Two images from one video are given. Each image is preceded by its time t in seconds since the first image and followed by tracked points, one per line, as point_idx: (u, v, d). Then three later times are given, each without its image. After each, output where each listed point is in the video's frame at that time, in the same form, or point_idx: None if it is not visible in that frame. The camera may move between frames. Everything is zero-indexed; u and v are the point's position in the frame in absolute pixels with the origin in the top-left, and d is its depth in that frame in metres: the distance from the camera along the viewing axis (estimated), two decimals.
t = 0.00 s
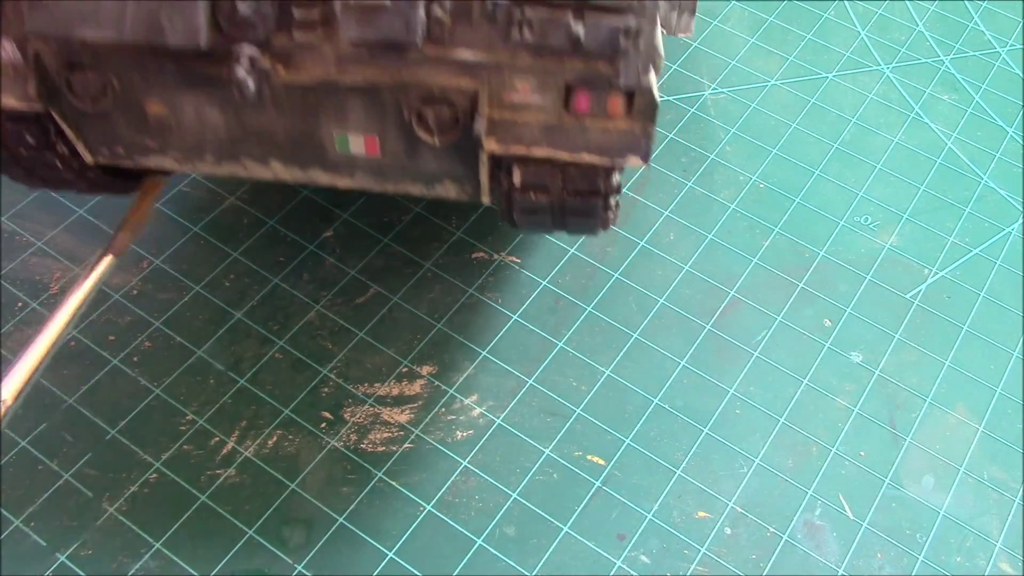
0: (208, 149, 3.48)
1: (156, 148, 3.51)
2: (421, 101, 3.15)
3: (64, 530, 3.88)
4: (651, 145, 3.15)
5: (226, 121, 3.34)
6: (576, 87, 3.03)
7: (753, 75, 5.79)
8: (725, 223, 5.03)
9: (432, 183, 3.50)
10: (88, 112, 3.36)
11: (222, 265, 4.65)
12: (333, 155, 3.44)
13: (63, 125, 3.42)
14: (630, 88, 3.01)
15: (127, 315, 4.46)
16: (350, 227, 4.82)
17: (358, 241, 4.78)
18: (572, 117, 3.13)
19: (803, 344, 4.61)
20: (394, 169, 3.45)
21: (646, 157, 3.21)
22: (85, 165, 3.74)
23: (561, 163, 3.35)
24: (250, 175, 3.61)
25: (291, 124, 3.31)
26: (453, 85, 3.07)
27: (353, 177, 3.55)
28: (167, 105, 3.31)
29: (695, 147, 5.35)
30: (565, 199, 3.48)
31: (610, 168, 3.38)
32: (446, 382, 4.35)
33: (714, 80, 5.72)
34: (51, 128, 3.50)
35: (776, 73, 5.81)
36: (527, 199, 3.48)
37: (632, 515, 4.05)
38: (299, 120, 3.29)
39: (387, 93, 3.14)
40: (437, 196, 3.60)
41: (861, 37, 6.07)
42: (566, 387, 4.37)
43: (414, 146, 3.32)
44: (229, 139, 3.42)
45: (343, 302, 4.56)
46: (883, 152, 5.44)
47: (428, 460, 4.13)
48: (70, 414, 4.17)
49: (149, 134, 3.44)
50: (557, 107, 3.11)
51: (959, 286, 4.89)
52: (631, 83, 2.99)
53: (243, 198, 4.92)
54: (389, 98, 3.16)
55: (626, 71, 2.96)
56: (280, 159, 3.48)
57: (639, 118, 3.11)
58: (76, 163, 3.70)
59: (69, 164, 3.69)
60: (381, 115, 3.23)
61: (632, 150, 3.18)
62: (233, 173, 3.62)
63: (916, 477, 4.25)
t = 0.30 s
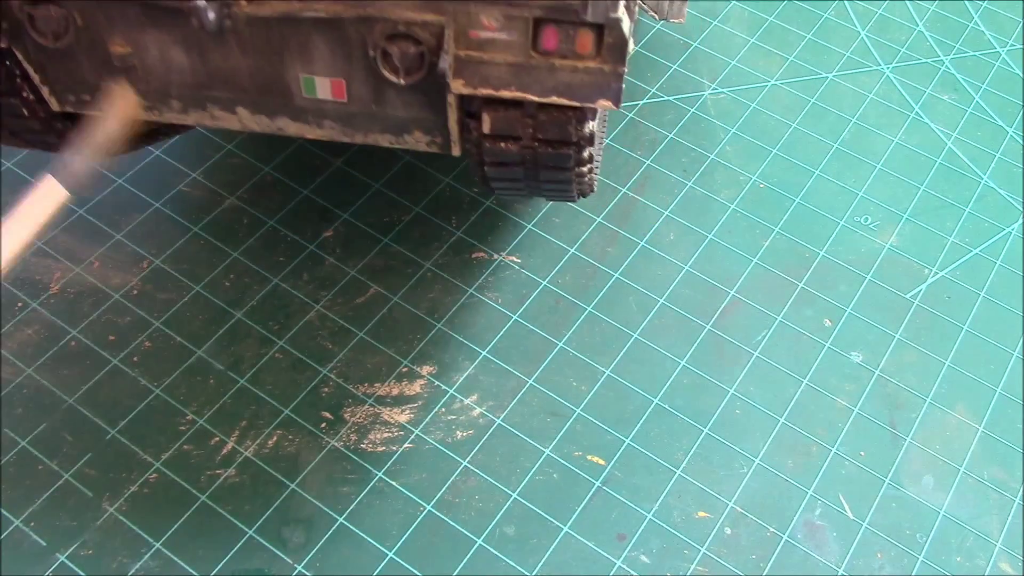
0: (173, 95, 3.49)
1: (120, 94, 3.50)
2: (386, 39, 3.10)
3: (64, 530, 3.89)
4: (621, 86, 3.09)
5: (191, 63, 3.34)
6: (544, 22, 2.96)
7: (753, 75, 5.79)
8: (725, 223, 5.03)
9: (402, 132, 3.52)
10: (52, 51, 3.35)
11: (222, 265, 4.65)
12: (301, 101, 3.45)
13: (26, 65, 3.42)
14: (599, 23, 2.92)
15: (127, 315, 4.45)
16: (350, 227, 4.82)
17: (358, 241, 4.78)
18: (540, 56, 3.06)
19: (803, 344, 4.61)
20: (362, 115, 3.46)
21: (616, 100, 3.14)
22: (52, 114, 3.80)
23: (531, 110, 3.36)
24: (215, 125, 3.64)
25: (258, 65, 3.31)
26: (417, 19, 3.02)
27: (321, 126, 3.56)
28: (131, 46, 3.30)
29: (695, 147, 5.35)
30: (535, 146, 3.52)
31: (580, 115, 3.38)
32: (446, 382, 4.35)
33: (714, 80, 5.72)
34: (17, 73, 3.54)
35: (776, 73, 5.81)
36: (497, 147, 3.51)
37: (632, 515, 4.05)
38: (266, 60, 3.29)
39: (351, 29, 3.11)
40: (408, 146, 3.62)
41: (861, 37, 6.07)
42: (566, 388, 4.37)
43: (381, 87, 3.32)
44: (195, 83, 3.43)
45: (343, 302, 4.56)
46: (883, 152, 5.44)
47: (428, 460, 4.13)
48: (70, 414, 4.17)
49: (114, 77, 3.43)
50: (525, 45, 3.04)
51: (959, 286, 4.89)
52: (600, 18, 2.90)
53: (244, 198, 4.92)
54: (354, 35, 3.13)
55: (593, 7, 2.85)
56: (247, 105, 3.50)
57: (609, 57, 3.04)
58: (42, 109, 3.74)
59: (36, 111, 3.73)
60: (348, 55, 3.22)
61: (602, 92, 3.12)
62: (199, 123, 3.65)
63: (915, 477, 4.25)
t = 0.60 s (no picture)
0: (172, 95, 3.45)
1: (120, 94, 3.48)
2: (385, 39, 3.08)
3: (64, 530, 3.89)
4: (620, 91, 3.06)
5: (190, 63, 3.32)
6: (543, 24, 2.94)
7: (753, 75, 5.79)
8: (725, 223, 5.03)
9: (401, 135, 3.50)
10: (51, 52, 3.32)
11: (222, 265, 4.65)
12: (300, 103, 3.43)
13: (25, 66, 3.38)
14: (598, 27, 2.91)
15: (127, 315, 4.46)
16: (350, 227, 4.82)
17: (358, 241, 4.78)
18: (539, 59, 3.04)
19: (803, 344, 4.61)
20: (361, 118, 3.44)
21: (615, 104, 3.10)
22: (50, 113, 3.75)
23: (529, 113, 3.28)
24: (214, 125, 3.62)
25: (256, 66, 3.29)
26: (416, 21, 3.00)
27: (319, 128, 3.54)
28: (131, 46, 3.28)
29: (695, 147, 5.34)
30: (534, 149, 3.43)
31: (579, 119, 3.29)
32: (446, 382, 4.35)
33: (714, 80, 5.72)
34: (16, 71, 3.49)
35: (776, 73, 5.81)
36: (496, 150, 3.44)
37: (632, 515, 4.05)
38: (265, 61, 3.27)
39: (350, 29, 3.09)
40: (406, 148, 3.59)
41: (861, 37, 6.07)
42: (566, 388, 4.37)
43: (380, 88, 3.30)
44: (194, 84, 3.40)
45: (343, 302, 4.56)
46: (883, 152, 5.44)
47: (428, 460, 4.13)
48: (70, 414, 4.17)
49: (114, 77, 3.41)
50: (524, 48, 3.01)
51: (959, 286, 4.89)
52: (599, 22, 2.88)
53: (244, 197, 4.92)
54: (353, 34, 3.11)
55: (592, 10, 2.83)
56: (246, 107, 3.48)
57: (608, 61, 3.01)
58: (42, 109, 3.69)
59: (34, 110, 3.68)
60: (347, 56, 3.20)
61: (600, 96, 3.08)
62: (198, 124, 3.63)
63: (915, 477, 4.25)
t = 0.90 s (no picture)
0: (171, 78, 3.39)
1: (119, 77, 3.41)
2: (385, 19, 3.03)
3: (64, 530, 3.89)
4: (621, 71, 2.96)
5: (189, 46, 3.26)
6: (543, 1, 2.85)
7: (753, 75, 5.79)
8: (725, 223, 5.03)
9: (401, 117, 3.42)
10: (49, 33, 3.26)
11: (222, 265, 4.65)
12: (299, 87, 3.35)
13: (23, 47, 3.31)
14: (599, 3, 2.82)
15: (127, 315, 4.46)
16: (350, 227, 4.82)
17: (358, 241, 4.78)
18: (540, 38, 2.93)
19: (803, 344, 4.61)
20: (361, 101, 3.37)
21: (617, 83, 3.00)
22: (48, 98, 3.68)
23: (530, 94, 3.21)
24: (215, 110, 3.55)
25: (255, 47, 3.22)
26: None
27: (320, 112, 3.46)
28: (130, 27, 3.23)
29: (695, 147, 5.35)
30: (535, 131, 3.36)
31: (581, 100, 3.22)
32: (446, 382, 4.35)
33: (713, 80, 5.72)
34: (14, 55, 3.42)
35: (776, 73, 5.81)
36: (496, 133, 3.36)
37: (632, 515, 4.06)
38: (264, 43, 3.20)
39: (349, 8, 3.04)
40: (406, 132, 3.52)
41: (861, 37, 6.07)
42: (566, 388, 4.37)
43: (380, 70, 3.23)
44: (193, 67, 3.34)
45: (343, 302, 4.56)
46: (883, 152, 5.44)
47: (428, 460, 4.13)
48: (70, 414, 4.17)
49: (112, 60, 3.34)
50: (525, 26, 2.91)
51: (959, 286, 4.89)
52: None
53: (244, 198, 4.92)
54: (353, 14, 3.05)
55: None
56: (245, 90, 3.41)
57: (610, 41, 2.92)
58: (40, 93, 3.62)
59: (32, 95, 3.61)
60: (347, 37, 3.13)
61: (601, 75, 2.98)
62: (198, 109, 3.55)
63: (915, 477, 4.25)
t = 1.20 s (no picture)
0: (216, 121, 3.33)
1: (163, 120, 3.37)
2: (434, 66, 2.99)
3: (64, 530, 3.89)
4: (663, 112, 3.02)
5: (235, 91, 3.19)
6: (588, 48, 2.91)
7: (753, 75, 5.79)
8: (725, 223, 5.03)
9: (443, 157, 3.37)
10: (94, 81, 3.23)
11: (222, 265, 4.65)
12: (344, 128, 3.30)
13: (68, 96, 3.29)
14: (643, 49, 2.89)
15: (127, 315, 4.46)
16: (350, 227, 4.82)
17: (358, 241, 4.78)
18: (584, 82, 2.99)
19: (803, 344, 4.61)
20: (406, 142, 3.32)
21: (659, 124, 3.05)
22: (91, 139, 3.76)
23: (572, 133, 3.28)
24: (259, 150, 3.48)
25: (301, 93, 3.16)
26: (465, 46, 2.94)
27: (363, 151, 3.40)
28: (175, 73, 3.17)
29: (695, 147, 5.34)
30: (575, 167, 3.46)
31: (619, 138, 3.32)
32: (446, 382, 4.35)
33: (713, 80, 5.72)
34: (56, 99, 3.48)
35: (776, 73, 5.81)
36: (537, 168, 3.46)
37: (632, 515, 4.06)
38: (310, 88, 3.14)
39: (397, 56, 2.99)
40: (449, 169, 3.46)
41: (861, 37, 6.07)
42: (566, 388, 4.37)
43: (426, 114, 3.18)
44: (239, 109, 3.26)
45: (343, 302, 4.56)
46: (883, 152, 5.44)
47: (428, 460, 4.13)
48: (70, 414, 4.17)
49: (157, 104, 3.30)
50: (569, 71, 2.98)
51: (959, 286, 4.89)
52: (644, 43, 2.88)
53: (244, 198, 4.92)
54: (401, 61, 3.00)
55: (638, 31, 2.85)
56: (290, 133, 3.34)
57: (653, 82, 2.99)
58: (81, 136, 3.71)
59: (74, 137, 3.70)
60: (393, 82, 3.08)
61: (643, 116, 3.05)
62: (242, 149, 3.49)
63: (916, 477, 4.25)
